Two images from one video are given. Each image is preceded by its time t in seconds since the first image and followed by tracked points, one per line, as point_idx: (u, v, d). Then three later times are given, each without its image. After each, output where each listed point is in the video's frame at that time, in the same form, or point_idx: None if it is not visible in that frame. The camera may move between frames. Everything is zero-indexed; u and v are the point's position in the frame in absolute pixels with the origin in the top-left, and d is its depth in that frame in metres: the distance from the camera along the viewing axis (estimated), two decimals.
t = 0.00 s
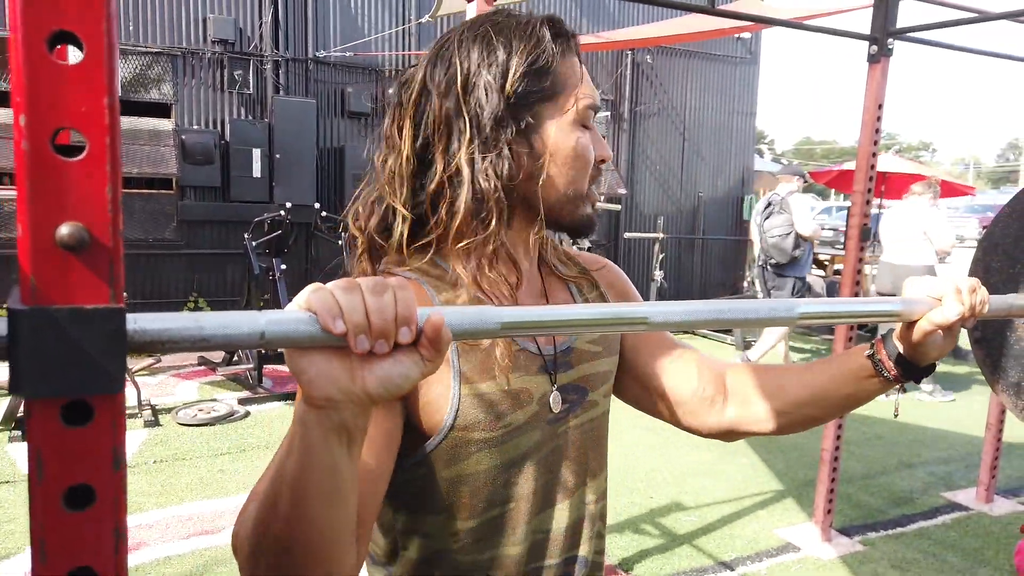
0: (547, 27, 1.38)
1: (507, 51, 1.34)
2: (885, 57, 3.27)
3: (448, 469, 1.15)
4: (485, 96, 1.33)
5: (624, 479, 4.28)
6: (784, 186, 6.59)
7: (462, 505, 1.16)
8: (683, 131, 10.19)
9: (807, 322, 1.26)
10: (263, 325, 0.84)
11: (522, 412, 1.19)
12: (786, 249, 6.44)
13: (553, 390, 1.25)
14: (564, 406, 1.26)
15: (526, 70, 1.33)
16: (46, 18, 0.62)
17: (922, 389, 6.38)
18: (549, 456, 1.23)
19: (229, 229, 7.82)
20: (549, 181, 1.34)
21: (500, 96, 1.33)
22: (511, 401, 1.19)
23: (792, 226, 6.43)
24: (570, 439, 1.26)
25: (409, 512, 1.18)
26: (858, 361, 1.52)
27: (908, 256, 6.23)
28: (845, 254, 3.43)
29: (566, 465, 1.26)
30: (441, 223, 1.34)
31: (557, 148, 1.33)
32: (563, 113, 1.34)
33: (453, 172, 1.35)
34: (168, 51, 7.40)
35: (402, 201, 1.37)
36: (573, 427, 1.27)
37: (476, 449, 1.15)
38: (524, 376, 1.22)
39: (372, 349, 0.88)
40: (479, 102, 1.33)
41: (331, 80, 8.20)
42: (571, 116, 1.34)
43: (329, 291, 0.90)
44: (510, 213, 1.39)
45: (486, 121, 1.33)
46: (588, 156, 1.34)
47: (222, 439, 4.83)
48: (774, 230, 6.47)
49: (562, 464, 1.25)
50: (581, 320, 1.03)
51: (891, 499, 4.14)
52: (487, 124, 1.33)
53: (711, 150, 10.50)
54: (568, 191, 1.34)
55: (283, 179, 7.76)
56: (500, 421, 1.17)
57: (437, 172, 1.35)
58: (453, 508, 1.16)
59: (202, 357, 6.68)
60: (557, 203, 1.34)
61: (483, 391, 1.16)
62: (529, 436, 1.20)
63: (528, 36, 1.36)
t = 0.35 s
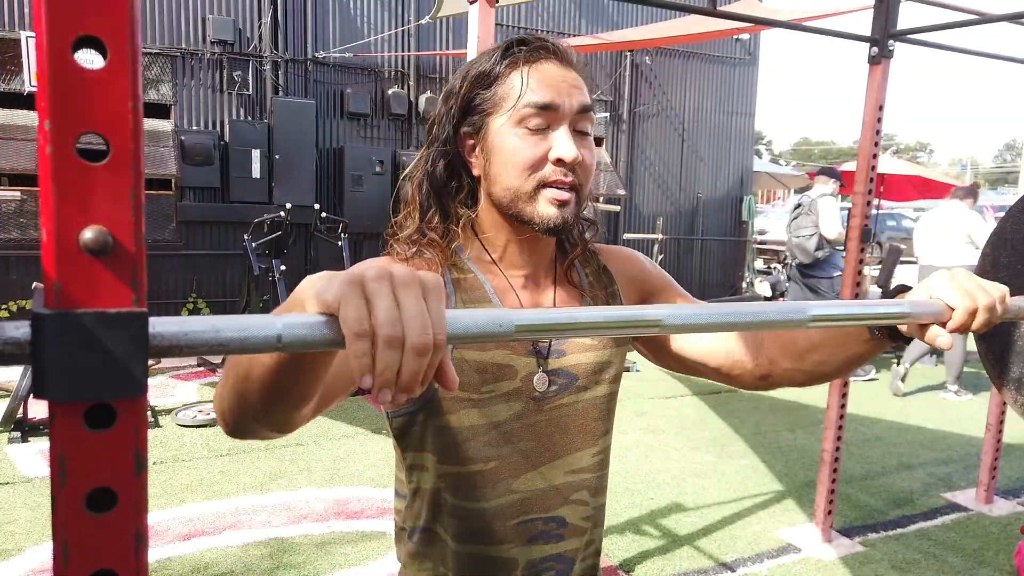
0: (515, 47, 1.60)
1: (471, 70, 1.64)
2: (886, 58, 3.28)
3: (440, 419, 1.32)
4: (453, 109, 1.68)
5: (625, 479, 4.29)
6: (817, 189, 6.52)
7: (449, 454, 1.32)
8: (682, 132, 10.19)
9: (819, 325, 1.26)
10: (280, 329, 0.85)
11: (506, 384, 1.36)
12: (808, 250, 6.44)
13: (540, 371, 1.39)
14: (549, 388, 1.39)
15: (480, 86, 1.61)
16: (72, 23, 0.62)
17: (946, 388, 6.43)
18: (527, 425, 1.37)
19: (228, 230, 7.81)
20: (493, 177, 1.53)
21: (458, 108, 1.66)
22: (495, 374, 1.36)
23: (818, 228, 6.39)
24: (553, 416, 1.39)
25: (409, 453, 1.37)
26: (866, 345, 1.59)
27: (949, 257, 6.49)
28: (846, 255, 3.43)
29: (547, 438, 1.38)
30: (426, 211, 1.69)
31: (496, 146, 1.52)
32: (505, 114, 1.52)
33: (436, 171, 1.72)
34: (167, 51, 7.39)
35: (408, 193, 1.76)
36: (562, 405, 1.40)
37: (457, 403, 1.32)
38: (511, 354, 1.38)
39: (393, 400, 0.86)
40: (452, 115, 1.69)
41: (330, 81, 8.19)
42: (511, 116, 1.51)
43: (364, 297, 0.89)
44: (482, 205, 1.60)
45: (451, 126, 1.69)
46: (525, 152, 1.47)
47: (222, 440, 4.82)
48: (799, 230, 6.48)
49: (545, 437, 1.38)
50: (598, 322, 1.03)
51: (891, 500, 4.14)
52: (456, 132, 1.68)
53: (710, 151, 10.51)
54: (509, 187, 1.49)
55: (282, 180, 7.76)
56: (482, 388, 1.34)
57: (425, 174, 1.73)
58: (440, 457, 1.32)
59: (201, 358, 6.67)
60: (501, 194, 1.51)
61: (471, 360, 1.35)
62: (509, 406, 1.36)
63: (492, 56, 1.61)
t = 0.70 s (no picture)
0: (508, 72, 1.58)
1: (466, 87, 1.62)
2: (883, 60, 3.28)
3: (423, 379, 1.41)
4: (447, 122, 1.67)
5: (623, 480, 4.29)
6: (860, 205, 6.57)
7: (430, 411, 1.42)
8: (680, 133, 10.20)
9: (816, 326, 1.27)
10: (282, 327, 0.86)
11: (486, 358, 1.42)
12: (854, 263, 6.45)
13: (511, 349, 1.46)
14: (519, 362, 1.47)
15: (472, 105, 1.60)
16: (79, 23, 0.63)
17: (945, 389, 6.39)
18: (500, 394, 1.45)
19: (225, 231, 7.81)
20: (476, 192, 1.56)
21: (453, 121, 1.65)
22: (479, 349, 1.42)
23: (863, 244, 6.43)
24: (526, 385, 1.48)
25: (393, 405, 1.46)
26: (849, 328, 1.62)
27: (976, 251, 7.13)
28: (844, 257, 3.44)
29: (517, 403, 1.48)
30: (426, 213, 1.69)
31: (481, 169, 1.54)
32: (489, 140, 1.54)
33: (434, 173, 1.70)
34: (166, 52, 7.37)
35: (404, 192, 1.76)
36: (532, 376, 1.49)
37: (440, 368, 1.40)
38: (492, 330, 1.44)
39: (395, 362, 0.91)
40: (448, 125, 1.67)
41: (329, 83, 8.19)
42: (494, 144, 1.52)
43: (352, 289, 0.91)
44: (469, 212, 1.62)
45: (447, 136, 1.68)
46: (502, 177, 1.50)
47: (220, 440, 4.83)
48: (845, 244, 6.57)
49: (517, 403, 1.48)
50: (595, 323, 1.04)
51: (888, 501, 4.15)
52: (450, 143, 1.67)
53: (708, 152, 10.52)
54: (487, 202, 1.53)
55: (280, 181, 7.77)
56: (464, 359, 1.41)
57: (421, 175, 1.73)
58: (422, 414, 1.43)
59: (199, 359, 6.67)
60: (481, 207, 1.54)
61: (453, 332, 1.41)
62: (487, 377, 1.43)
63: (485, 77, 1.60)
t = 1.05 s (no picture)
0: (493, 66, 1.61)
1: (453, 85, 1.64)
2: (880, 63, 3.29)
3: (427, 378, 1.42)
4: (438, 122, 1.68)
5: (620, 481, 4.30)
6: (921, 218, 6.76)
7: (433, 408, 1.43)
8: (678, 135, 10.21)
9: (811, 327, 1.27)
10: (277, 327, 0.86)
11: (489, 356, 1.43)
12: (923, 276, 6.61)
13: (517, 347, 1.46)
14: (525, 360, 1.47)
15: (462, 102, 1.62)
16: (78, 26, 0.63)
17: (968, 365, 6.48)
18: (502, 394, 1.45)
19: (224, 231, 7.81)
20: (472, 186, 1.56)
21: (443, 120, 1.67)
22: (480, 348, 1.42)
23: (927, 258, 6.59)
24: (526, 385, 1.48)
25: (398, 406, 1.47)
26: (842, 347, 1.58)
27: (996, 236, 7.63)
28: (841, 258, 3.44)
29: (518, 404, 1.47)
30: (419, 215, 1.71)
31: (476, 163, 1.55)
32: (482, 134, 1.55)
33: (426, 177, 1.73)
34: (164, 52, 7.37)
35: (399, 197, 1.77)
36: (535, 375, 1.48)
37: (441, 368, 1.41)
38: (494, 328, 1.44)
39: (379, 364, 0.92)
40: (439, 125, 1.69)
41: (327, 83, 8.19)
42: (488, 136, 1.53)
43: (346, 289, 0.92)
44: (467, 211, 1.62)
45: (438, 137, 1.69)
46: (500, 168, 1.51)
47: (217, 441, 4.83)
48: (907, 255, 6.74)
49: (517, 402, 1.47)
50: (586, 325, 1.04)
51: (886, 502, 4.16)
52: (442, 143, 1.69)
53: (706, 154, 10.53)
54: (485, 197, 1.53)
55: (278, 182, 7.77)
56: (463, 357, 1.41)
57: (414, 179, 1.75)
58: (426, 412, 1.44)
59: (197, 359, 6.67)
60: (479, 201, 1.54)
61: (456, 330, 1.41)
62: (488, 376, 1.43)
63: (471, 73, 1.62)
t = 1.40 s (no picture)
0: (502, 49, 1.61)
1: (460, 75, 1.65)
2: (876, 65, 3.29)
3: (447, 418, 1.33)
4: (448, 118, 1.69)
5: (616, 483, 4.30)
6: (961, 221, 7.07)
7: (454, 457, 1.33)
8: (676, 136, 10.23)
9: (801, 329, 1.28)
10: (269, 327, 0.86)
11: (514, 387, 1.34)
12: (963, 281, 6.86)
13: (553, 373, 1.37)
14: (562, 391, 1.37)
15: (472, 90, 1.61)
16: (68, 29, 0.63)
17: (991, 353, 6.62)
18: (537, 432, 1.35)
19: (221, 232, 7.81)
20: (488, 179, 1.54)
21: (452, 115, 1.68)
22: (505, 376, 1.34)
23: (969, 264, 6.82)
24: (562, 423, 1.36)
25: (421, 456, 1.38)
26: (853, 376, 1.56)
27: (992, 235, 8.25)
28: (837, 260, 3.45)
29: (557, 444, 1.36)
30: (428, 219, 1.70)
31: (489, 151, 1.53)
32: (495, 120, 1.53)
33: (437, 180, 1.74)
34: (162, 53, 7.37)
35: (410, 204, 1.78)
36: (571, 412, 1.37)
37: (460, 405, 1.33)
38: (521, 356, 1.36)
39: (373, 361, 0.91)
40: (448, 123, 1.71)
41: (325, 84, 8.19)
42: (501, 121, 1.52)
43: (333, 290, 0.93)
44: (485, 214, 1.59)
45: (449, 135, 1.70)
46: (515, 154, 1.48)
47: (214, 441, 4.83)
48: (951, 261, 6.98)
49: (552, 440, 1.35)
50: (582, 325, 1.05)
51: (881, 504, 4.17)
52: (453, 139, 1.69)
53: (704, 155, 10.55)
54: (502, 188, 1.50)
55: (275, 182, 7.78)
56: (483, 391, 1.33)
57: (427, 181, 1.75)
58: (446, 461, 1.33)
59: (193, 360, 6.67)
60: (497, 197, 1.52)
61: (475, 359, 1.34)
62: (518, 411, 1.34)
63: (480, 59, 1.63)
